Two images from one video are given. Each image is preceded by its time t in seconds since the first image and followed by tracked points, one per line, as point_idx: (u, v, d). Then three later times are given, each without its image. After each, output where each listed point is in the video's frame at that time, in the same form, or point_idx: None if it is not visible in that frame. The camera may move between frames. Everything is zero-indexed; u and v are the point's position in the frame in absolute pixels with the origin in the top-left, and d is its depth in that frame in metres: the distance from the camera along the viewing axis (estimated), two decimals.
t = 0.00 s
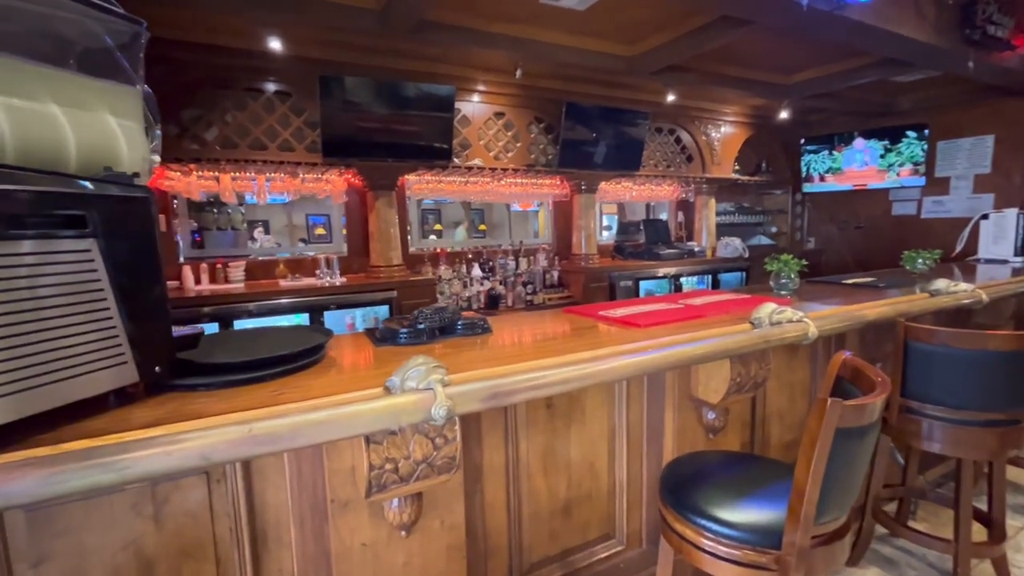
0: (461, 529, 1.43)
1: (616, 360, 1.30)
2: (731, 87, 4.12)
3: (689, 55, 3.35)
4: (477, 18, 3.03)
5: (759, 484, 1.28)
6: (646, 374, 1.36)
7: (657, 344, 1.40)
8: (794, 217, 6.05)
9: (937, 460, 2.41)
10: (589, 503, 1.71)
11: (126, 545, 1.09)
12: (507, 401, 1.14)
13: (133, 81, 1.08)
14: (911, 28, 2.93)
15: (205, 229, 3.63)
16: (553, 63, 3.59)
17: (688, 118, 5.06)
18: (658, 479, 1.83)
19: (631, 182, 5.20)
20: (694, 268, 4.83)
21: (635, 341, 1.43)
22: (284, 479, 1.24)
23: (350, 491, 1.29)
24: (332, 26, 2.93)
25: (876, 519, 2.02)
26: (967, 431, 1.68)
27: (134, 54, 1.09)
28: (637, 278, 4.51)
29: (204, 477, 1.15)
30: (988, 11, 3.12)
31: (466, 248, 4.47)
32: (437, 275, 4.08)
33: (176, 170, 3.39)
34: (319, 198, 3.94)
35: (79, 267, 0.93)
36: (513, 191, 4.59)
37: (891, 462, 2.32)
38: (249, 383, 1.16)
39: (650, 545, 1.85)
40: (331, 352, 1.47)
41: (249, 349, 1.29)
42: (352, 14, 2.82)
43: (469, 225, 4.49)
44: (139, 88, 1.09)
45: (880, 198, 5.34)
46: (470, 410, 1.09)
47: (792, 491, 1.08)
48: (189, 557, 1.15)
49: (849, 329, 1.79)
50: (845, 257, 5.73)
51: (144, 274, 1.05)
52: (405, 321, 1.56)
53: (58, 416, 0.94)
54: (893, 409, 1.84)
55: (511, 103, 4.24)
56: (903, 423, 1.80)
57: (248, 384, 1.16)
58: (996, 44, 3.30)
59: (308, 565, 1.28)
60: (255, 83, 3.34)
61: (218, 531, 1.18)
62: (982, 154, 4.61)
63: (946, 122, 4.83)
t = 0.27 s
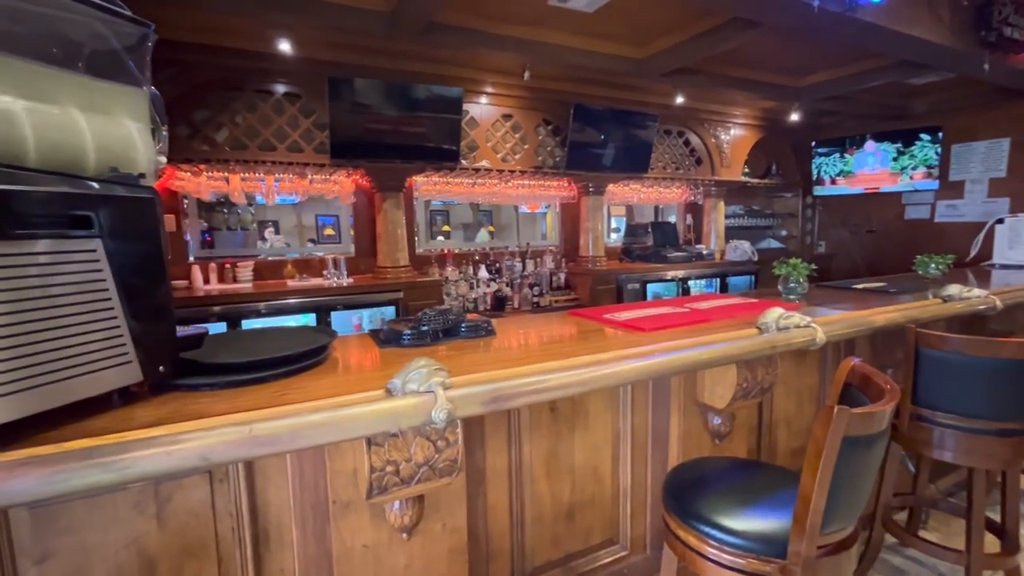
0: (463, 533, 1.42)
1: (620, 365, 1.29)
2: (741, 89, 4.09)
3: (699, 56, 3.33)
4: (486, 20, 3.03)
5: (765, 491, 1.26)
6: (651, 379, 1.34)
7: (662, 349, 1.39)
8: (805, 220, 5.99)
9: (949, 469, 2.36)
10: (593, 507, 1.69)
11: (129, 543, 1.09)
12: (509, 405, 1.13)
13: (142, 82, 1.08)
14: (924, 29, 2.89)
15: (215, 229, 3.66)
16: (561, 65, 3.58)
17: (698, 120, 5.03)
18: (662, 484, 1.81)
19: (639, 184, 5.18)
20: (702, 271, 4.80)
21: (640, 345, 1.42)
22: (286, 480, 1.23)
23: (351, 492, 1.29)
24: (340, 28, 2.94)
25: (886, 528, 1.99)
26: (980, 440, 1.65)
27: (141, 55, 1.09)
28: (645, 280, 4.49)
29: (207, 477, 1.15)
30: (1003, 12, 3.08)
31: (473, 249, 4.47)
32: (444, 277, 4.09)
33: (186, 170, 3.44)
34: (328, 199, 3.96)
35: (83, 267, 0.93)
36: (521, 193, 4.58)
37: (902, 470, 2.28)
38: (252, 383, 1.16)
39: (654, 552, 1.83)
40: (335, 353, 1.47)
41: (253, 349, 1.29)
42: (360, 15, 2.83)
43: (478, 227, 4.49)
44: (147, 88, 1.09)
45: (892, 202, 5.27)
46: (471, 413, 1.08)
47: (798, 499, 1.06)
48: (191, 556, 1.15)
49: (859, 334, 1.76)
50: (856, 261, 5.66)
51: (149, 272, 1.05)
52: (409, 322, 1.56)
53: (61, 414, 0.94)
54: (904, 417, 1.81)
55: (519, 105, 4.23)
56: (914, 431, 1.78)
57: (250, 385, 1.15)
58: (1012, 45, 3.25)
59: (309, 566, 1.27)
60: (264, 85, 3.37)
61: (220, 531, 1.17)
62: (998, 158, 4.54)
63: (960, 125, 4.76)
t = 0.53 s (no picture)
0: (462, 535, 1.41)
1: (620, 368, 1.28)
2: (747, 91, 4.07)
3: (705, 58, 3.31)
4: (491, 21, 3.03)
5: (766, 497, 1.25)
6: (653, 382, 1.33)
7: (664, 352, 1.38)
8: (812, 224, 5.96)
9: (956, 476, 2.34)
10: (593, 510, 1.69)
11: (129, 540, 1.09)
12: (508, 406, 1.12)
13: (145, 81, 1.09)
14: (933, 32, 2.87)
15: (221, 229, 3.68)
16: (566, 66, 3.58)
17: (704, 123, 5.02)
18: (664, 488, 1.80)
19: (644, 186, 5.17)
20: (708, 274, 4.78)
21: (642, 348, 1.41)
22: (285, 480, 1.23)
23: (350, 492, 1.29)
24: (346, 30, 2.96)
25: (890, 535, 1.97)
26: (987, 448, 1.63)
27: (145, 55, 1.09)
28: (650, 283, 4.47)
29: (206, 476, 1.15)
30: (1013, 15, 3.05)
31: (478, 251, 4.47)
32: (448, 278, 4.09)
33: (193, 170, 3.45)
34: (334, 200, 3.97)
35: (84, 265, 0.93)
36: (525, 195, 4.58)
37: (908, 476, 2.25)
38: (252, 383, 1.16)
39: (655, 556, 1.82)
40: (335, 353, 1.47)
41: (253, 349, 1.29)
42: (366, 17, 2.84)
43: (483, 228, 4.49)
44: (151, 88, 1.09)
45: (900, 206, 5.23)
46: (469, 415, 1.07)
47: (800, 505, 1.04)
48: (190, 555, 1.15)
49: (864, 339, 1.74)
50: (863, 265, 5.62)
51: (156, 274, 1.06)
52: (411, 323, 1.55)
53: (61, 412, 0.95)
54: (910, 423, 1.79)
55: (525, 107, 4.23)
56: (920, 437, 1.75)
57: (250, 385, 1.16)
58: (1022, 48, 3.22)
59: (308, 567, 1.26)
60: (270, 85, 3.38)
61: (220, 530, 1.17)
62: (1008, 162, 4.49)
63: (969, 128, 4.72)
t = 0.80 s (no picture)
0: (458, 539, 1.41)
1: (617, 373, 1.27)
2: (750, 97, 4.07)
3: (707, 64, 3.31)
4: (493, 25, 3.04)
5: (765, 505, 1.24)
6: (652, 387, 1.33)
7: (664, 358, 1.37)
8: (814, 229, 5.94)
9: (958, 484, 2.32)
10: (592, 516, 1.68)
11: (125, 543, 1.08)
12: (505, 411, 1.12)
13: (144, 84, 1.09)
14: (936, 38, 2.86)
15: (224, 230, 3.69)
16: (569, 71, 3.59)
17: (706, 127, 5.02)
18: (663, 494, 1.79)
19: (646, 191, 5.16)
20: (709, 279, 4.77)
21: (641, 353, 1.41)
22: (281, 483, 1.22)
23: (347, 496, 1.28)
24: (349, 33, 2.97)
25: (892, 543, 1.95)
26: (989, 456, 1.61)
27: (145, 58, 1.10)
28: (651, 287, 4.46)
29: (203, 479, 1.14)
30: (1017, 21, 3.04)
31: (479, 254, 4.48)
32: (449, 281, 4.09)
33: (196, 172, 3.45)
34: (336, 203, 3.98)
35: (82, 268, 0.93)
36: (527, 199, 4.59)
37: (909, 484, 2.24)
38: (249, 386, 1.16)
39: (653, 562, 1.80)
40: (334, 356, 1.47)
41: (252, 352, 1.28)
42: (369, 21, 2.85)
43: (485, 231, 4.52)
44: (150, 91, 1.10)
45: (903, 212, 5.22)
46: (465, 419, 1.07)
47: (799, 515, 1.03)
48: (186, 559, 1.14)
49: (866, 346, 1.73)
50: (866, 271, 5.61)
51: (159, 277, 1.07)
52: (409, 327, 1.55)
53: (58, 414, 0.94)
54: (912, 431, 1.78)
55: (527, 111, 4.23)
56: (921, 445, 1.74)
57: (247, 387, 1.15)
58: None
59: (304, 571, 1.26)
60: (274, 88, 3.39)
61: (216, 532, 1.16)
62: (1011, 169, 4.48)
63: (973, 135, 4.71)
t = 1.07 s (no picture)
0: (454, 548, 1.40)
1: (614, 381, 1.26)
2: (751, 104, 4.08)
3: (707, 70, 3.32)
4: (494, 31, 3.05)
5: (764, 515, 1.23)
6: (651, 396, 1.32)
7: (664, 365, 1.36)
8: (815, 236, 5.94)
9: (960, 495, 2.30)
10: (590, 524, 1.66)
11: (119, 550, 1.07)
12: (502, 419, 1.11)
13: (144, 88, 1.09)
14: (936, 47, 2.87)
15: (225, 234, 3.70)
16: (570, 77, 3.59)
17: (707, 134, 5.02)
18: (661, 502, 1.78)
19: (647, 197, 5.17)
20: (710, 285, 4.76)
21: (642, 361, 1.40)
22: (276, 490, 1.21)
23: (343, 503, 1.27)
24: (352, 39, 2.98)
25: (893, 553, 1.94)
26: (990, 466, 1.60)
27: (145, 61, 1.09)
28: (651, 293, 4.46)
29: (197, 485, 1.13)
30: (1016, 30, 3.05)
31: (480, 259, 4.47)
32: (449, 286, 4.09)
33: (196, 175, 3.44)
34: (337, 206, 3.98)
35: (76, 272, 0.92)
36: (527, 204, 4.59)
37: (911, 494, 2.22)
38: (247, 391, 1.15)
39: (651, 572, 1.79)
40: (331, 361, 1.46)
41: (249, 357, 1.28)
42: (371, 26, 2.86)
43: (486, 236, 4.51)
44: (149, 95, 1.09)
45: (904, 219, 5.22)
46: (461, 427, 1.06)
47: (799, 527, 1.02)
48: (180, 566, 1.13)
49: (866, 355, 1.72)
50: (867, 278, 5.60)
51: (158, 280, 1.07)
52: (407, 333, 1.54)
53: (51, 419, 0.94)
54: (912, 440, 1.77)
55: (528, 117, 4.24)
56: (922, 455, 1.73)
57: (242, 393, 1.15)
58: None
59: None
60: (276, 93, 3.40)
61: (210, 539, 1.15)
62: (1012, 177, 4.47)
63: (974, 143, 4.71)
